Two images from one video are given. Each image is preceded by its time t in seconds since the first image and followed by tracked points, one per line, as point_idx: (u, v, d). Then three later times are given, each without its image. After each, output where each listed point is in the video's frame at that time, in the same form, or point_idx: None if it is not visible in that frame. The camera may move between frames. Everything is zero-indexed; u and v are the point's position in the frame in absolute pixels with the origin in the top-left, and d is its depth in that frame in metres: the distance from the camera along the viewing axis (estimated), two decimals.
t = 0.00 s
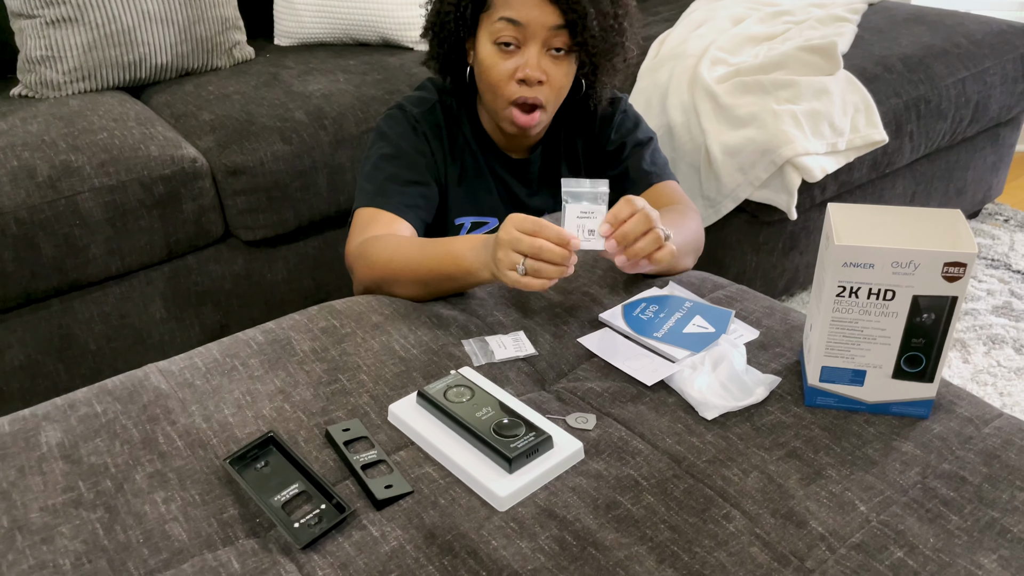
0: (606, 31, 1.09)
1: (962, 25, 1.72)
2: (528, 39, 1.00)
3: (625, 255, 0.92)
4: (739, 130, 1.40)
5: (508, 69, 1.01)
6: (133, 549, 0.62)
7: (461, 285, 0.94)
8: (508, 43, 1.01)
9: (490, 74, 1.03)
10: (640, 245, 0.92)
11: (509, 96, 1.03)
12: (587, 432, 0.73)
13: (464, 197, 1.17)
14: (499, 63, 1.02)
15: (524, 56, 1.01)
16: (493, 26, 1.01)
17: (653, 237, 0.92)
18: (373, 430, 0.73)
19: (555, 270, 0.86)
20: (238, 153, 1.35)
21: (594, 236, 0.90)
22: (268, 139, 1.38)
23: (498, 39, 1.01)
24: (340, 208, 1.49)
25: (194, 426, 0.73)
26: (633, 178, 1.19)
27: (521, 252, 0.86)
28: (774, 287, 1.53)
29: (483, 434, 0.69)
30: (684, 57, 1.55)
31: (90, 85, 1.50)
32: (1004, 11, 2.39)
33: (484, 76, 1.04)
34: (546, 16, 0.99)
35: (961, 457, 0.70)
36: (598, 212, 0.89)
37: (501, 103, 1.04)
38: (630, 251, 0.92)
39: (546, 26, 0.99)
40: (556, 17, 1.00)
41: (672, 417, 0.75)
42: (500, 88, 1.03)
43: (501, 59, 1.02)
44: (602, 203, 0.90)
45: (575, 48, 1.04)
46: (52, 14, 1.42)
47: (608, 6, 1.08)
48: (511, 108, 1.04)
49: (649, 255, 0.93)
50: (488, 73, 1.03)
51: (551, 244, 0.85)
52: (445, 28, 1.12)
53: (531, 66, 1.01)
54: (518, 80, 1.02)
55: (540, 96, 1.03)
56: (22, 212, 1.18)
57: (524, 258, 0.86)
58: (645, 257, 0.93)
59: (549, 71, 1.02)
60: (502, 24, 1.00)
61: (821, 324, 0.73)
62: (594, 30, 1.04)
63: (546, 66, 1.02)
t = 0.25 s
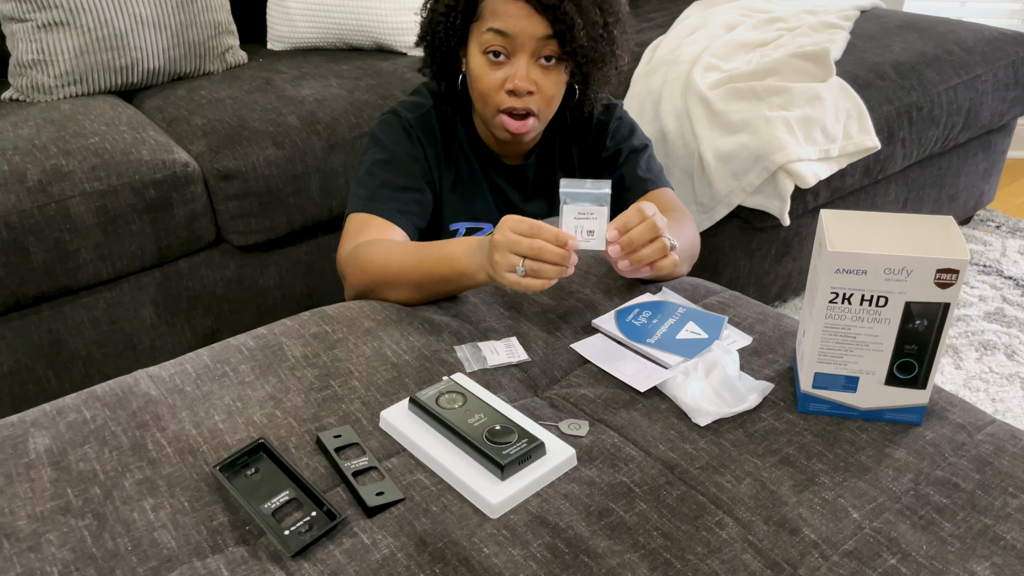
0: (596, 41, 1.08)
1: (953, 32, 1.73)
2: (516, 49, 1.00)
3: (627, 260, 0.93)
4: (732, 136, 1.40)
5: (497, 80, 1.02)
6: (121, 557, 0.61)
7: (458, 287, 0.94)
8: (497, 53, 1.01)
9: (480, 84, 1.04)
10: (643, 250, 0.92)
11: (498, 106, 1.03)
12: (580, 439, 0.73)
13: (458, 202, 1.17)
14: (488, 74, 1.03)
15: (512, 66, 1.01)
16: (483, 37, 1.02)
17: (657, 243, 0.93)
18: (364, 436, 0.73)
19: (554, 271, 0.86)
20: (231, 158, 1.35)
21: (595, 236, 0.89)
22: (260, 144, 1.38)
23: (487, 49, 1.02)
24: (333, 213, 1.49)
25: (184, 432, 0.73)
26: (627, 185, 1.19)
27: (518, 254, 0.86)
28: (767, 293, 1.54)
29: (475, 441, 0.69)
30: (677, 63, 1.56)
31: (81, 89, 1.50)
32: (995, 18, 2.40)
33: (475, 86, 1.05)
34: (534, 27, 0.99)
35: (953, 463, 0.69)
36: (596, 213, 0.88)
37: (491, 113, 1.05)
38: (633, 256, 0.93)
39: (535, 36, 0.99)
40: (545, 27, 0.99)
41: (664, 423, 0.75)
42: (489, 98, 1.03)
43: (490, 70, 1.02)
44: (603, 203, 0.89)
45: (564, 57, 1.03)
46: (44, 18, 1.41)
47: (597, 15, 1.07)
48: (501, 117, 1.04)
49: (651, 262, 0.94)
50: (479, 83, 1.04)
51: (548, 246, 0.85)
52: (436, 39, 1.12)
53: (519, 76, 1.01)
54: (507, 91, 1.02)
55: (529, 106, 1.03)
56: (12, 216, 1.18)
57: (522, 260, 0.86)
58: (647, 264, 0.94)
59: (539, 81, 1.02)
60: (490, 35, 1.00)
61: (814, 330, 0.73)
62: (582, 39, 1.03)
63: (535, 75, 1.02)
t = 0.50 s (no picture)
0: (593, 51, 1.08)
1: (946, 41, 1.74)
2: (514, 59, 1.01)
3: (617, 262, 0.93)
4: (726, 144, 1.40)
5: (494, 89, 1.02)
6: (114, 568, 0.61)
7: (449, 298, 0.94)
8: (494, 63, 1.02)
9: (477, 93, 1.04)
10: (632, 252, 0.92)
11: (495, 116, 1.03)
12: (574, 449, 0.73)
13: (454, 210, 1.17)
14: (485, 83, 1.03)
15: (510, 76, 1.02)
16: (480, 47, 1.02)
17: (646, 245, 0.92)
18: (359, 446, 0.73)
19: (545, 280, 0.86)
20: (226, 165, 1.35)
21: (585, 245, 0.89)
22: (255, 152, 1.38)
23: (484, 59, 1.02)
24: (328, 220, 1.49)
25: (178, 442, 0.73)
26: (623, 193, 1.19)
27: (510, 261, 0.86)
28: (762, 301, 1.54)
29: (470, 450, 0.69)
30: (672, 72, 1.56)
31: (77, 96, 1.49)
32: (988, 27, 2.42)
33: (472, 95, 1.05)
34: (532, 37, 0.99)
35: (947, 473, 0.70)
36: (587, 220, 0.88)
37: (488, 122, 1.04)
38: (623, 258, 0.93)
39: (532, 46, 1.00)
40: (542, 38, 1.00)
41: (659, 433, 0.75)
42: (486, 107, 1.03)
43: (487, 79, 1.03)
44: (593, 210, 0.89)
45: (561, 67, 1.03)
46: (39, 25, 1.41)
47: (594, 24, 1.07)
48: (498, 127, 1.04)
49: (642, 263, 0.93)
50: (476, 93, 1.04)
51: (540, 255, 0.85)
52: (433, 47, 1.12)
53: (516, 86, 1.01)
54: (504, 100, 1.02)
55: (527, 115, 1.03)
56: (6, 224, 1.17)
57: (513, 267, 0.86)
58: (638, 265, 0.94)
59: (536, 90, 1.02)
60: (488, 45, 1.00)
61: (808, 340, 0.73)
62: (580, 50, 1.04)
63: (532, 85, 1.02)
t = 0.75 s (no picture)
0: (591, 56, 1.08)
1: (943, 48, 1.74)
2: (512, 64, 1.01)
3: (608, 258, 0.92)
4: (723, 150, 1.40)
5: (492, 94, 1.02)
6: None
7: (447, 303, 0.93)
8: (492, 68, 1.02)
9: (475, 98, 1.04)
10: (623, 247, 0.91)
11: (494, 120, 1.03)
12: (572, 456, 0.72)
13: (451, 216, 1.16)
14: (483, 88, 1.03)
15: (508, 81, 1.01)
16: (478, 52, 1.02)
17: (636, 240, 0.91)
18: (355, 453, 0.72)
19: (540, 289, 0.85)
20: (222, 171, 1.34)
21: (580, 245, 0.88)
22: (252, 157, 1.38)
23: (482, 64, 1.02)
24: (325, 226, 1.48)
25: (172, 449, 0.72)
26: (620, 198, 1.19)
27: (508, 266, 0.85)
28: (759, 306, 1.54)
29: (467, 458, 0.68)
30: (669, 78, 1.56)
31: (73, 101, 1.49)
32: (984, 34, 2.42)
33: (470, 100, 1.05)
34: (530, 42, 0.99)
35: (947, 480, 0.69)
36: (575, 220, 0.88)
37: (486, 127, 1.04)
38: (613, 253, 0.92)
39: (530, 51, 1.00)
40: (540, 43, 1.00)
41: (657, 440, 0.74)
42: (484, 112, 1.03)
43: (485, 84, 1.02)
44: (578, 209, 0.89)
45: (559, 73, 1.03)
46: (36, 31, 1.41)
47: (592, 29, 1.07)
48: (496, 132, 1.04)
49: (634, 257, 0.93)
50: (474, 98, 1.04)
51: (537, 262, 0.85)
52: (431, 52, 1.12)
53: (515, 91, 1.01)
54: (502, 105, 1.02)
55: (525, 120, 1.03)
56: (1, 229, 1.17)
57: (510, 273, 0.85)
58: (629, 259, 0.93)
59: (535, 95, 1.02)
60: (486, 49, 1.00)
61: (807, 347, 0.73)
62: (578, 55, 1.03)
63: (531, 90, 1.02)
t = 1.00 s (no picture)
0: (588, 57, 1.08)
1: (941, 49, 1.74)
2: (509, 65, 1.00)
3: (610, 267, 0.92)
4: (721, 151, 1.40)
5: (490, 94, 1.01)
6: None
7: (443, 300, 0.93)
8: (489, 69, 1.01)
9: (472, 99, 1.03)
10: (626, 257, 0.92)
11: (491, 121, 1.03)
12: (569, 457, 0.72)
13: (448, 216, 1.16)
14: (480, 89, 1.02)
15: (505, 81, 1.01)
16: (475, 52, 1.01)
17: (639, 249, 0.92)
18: (351, 454, 0.72)
19: (538, 277, 0.85)
20: (219, 171, 1.34)
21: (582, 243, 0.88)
22: (249, 158, 1.37)
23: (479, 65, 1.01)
24: (322, 226, 1.48)
25: (168, 450, 0.72)
26: (617, 199, 1.19)
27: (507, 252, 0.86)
28: (757, 308, 1.54)
29: (464, 459, 0.68)
30: (667, 78, 1.56)
31: (69, 102, 1.49)
32: (982, 35, 2.43)
33: (466, 101, 1.04)
34: (528, 42, 0.99)
35: (944, 481, 0.69)
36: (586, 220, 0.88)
37: (483, 128, 1.04)
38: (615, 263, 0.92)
39: (528, 51, 0.99)
40: (537, 43, 1.00)
41: (654, 441, 0.74)
42: (481, 112, 1.03)
43: (482, 85, 1.02)
44: (591, 211, 0.89)
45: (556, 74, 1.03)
46: (33, 31, 1.41)
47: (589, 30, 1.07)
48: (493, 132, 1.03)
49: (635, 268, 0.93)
50: (471, 98, 1.03)
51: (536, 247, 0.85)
52: (427, 52, 1.12)
53: (512, 91, 1.01)
54: (499, 105, 1.01)
55: (522, 120, 1.02)
56: None
57: (509, 259, 0.86)
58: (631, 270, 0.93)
59: (532, 96, 1.02)
60: (483, 50, 1.00)
61: (804, 348, 0.73)
62: (575, 56, 1.04)
63: (528, 90, 1.02)
